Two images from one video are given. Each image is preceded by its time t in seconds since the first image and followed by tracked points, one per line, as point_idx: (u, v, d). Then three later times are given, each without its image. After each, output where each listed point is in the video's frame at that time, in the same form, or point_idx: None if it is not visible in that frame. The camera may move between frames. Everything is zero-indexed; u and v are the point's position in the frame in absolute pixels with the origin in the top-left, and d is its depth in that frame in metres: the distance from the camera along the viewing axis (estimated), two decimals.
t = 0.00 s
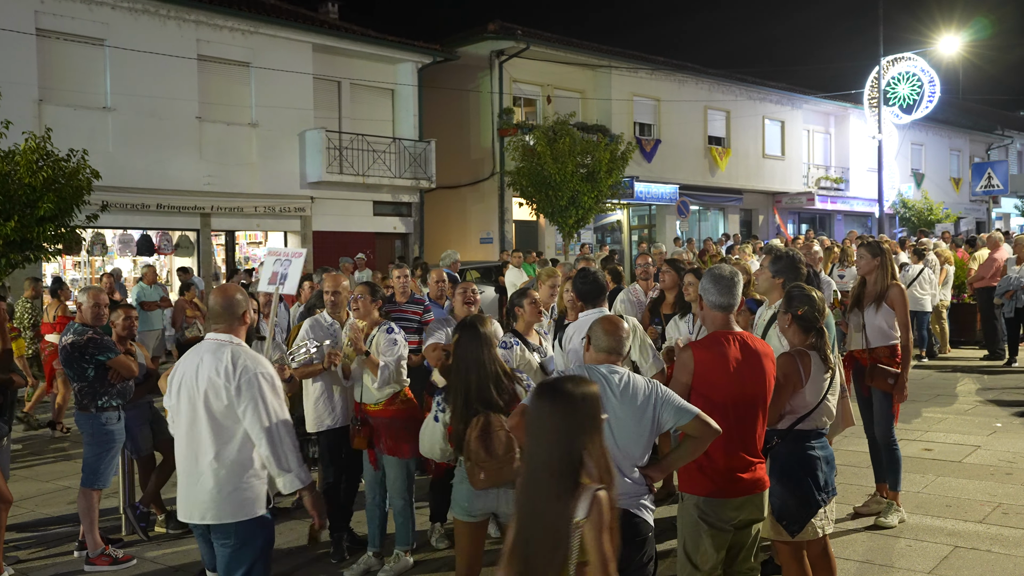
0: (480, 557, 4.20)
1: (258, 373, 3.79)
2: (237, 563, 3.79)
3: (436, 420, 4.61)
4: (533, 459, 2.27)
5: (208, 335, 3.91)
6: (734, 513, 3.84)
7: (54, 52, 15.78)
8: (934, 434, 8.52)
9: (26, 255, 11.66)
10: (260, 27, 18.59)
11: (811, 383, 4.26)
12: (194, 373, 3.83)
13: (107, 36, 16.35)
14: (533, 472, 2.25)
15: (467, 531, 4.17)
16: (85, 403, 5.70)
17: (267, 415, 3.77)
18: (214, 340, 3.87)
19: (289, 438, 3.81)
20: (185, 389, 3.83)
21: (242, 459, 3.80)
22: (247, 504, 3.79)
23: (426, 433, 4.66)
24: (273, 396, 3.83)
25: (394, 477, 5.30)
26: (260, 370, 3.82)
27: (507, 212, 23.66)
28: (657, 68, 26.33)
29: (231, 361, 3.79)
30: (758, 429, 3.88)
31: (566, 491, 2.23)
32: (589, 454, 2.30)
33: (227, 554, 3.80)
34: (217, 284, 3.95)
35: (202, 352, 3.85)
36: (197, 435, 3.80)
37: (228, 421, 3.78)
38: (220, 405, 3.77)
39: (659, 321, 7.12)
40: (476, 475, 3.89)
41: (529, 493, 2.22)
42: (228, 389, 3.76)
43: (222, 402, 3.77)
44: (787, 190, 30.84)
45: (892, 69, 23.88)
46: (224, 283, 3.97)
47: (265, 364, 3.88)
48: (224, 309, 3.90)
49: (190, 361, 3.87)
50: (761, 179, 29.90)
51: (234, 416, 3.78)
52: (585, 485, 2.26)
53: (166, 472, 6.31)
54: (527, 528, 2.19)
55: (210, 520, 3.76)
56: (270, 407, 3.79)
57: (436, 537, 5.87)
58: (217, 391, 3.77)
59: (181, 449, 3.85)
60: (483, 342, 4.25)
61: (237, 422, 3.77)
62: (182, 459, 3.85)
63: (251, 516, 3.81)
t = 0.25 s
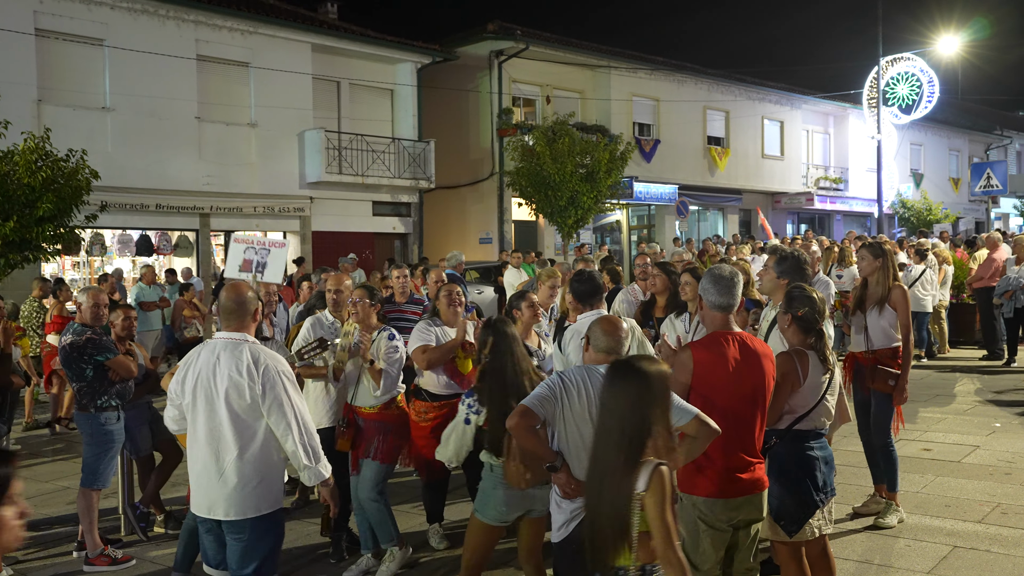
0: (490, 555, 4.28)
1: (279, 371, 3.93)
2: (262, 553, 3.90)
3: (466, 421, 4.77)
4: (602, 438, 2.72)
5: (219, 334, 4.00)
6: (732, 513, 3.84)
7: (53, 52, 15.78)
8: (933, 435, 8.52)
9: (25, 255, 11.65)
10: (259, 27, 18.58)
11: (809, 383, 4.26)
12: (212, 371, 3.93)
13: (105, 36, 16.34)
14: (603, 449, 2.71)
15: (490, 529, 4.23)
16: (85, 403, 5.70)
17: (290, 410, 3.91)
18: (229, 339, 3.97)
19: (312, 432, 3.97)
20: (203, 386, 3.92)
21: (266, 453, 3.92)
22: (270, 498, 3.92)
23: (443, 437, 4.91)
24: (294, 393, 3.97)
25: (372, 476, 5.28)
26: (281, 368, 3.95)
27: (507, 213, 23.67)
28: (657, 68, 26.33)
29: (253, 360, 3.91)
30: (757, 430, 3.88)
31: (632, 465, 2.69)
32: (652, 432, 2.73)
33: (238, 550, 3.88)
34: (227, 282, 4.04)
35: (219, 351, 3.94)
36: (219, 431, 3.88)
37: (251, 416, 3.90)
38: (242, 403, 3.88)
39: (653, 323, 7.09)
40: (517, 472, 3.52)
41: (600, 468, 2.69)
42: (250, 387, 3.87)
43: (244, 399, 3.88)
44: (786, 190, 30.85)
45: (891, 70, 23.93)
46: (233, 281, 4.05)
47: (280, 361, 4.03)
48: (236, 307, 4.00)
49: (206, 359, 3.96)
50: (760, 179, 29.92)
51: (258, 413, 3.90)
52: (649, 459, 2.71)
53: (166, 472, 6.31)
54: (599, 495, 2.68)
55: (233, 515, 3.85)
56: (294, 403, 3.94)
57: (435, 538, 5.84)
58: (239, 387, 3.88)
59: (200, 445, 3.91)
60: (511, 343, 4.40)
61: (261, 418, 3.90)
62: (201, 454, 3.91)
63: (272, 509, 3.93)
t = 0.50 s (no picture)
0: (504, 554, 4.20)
1: (280, 374, 3.91)
2: (280, 545, 3.89)
3: (488, 414, 4.40)
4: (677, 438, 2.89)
5: (232, 334, 4.01)
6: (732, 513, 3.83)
7: (51, 52, 15.76)
8: (932, 435, 8.51)
9: (22, 255, 11.65)
10: (258, 27, 18.56)
11: (807, 382, 4.26)
12: (219, 369, 3.94)
13: (104, 36, 16.32)
14: (682, 449, 2.88)
15: (507, 524, 4.18)
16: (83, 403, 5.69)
17: (289, 413, 3.89)
18: (238, 340, 3.98)
19: (308, 436, 3.96)
20: (210, 384, 3.94)
21: (266, 453, 3.89)
22: (272, 498, 3.86)
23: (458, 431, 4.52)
24: (294, 397, 3.95)
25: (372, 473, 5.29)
26: (283, 370, 3.94)
27: (505, 213, 23.67)
28: (656, 68, 26.34)
29: (256, 361, 3.90)
30: (758, 430, 3.87)
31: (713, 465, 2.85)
32: (729, 434, 2.91)
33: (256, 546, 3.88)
34: (244, 283, 4.06)
35: (226, 350, 3.95)
36: (222, 430, 3.89)
37: (252, 418, 3.89)
38: (245, 403, 3.87)
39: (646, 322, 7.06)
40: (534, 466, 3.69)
41: (681, 465, 2.85)
42: (252, 388, 3.87)
43: (247, 399, 3.87)
44: (785, 191, 30.86)
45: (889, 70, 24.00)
46: (250, 283, 4.08)
47: (287, 363, 4.03)
48: (253, 307, 4.01)
49: (214, 359, 3.97)
50: (759, 179, 29.93)
51: (258, 415, 3.88)
52: (728, 459, 2.89)
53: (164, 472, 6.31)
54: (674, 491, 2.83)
55: (236, 513, 3.83)
56: (293, 406, 3.91)
57: (434, 538, 5.82)
58: (241, 387, 3.87)
59: (204, 444, 3.92)
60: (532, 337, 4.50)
61: (262, 419, 3.87)
62: (205, 453, 3.92)
63: (276, 509, 3.88)
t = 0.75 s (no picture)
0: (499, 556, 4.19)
1: (281, 368, 3.89)
2: (297, 543, 3.94)
3: (491, 412, 4.38)
4: (749, 406, 2.83)
5: (250, 331, 4.04)
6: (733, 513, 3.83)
7: (49, 51, 15.75)
8: (930, 435, 8.51)
9: (21, 255, 11.62)
10: (257, 27, 18.55)
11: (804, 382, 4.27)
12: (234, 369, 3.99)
13: (102, 36, 16.31)
14: (754, 423, 2.80)
15: (502, 525, 4.17)
16: (83, 402, 5.68)
17: (288, 408, 3.87)
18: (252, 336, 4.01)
19: (307, 432, 3.91)
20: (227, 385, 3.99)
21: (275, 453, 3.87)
22: (279, 495, 3.87)
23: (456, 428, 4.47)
24: (297, 392, 3.92)
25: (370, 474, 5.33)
26: (286, 365, 3.92)
27: (504, 213, 23.67)
28: (654, 68, 26.34)
29: (260, 357, 3.91)
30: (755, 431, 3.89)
31: (788, 432, 2.77)
32: (803, 406, 2.83)
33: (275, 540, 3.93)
34: (260, 279, 4.06)
35: (239, 347, 4.01)
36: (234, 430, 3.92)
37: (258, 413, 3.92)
38: (251, 399, 3.91)
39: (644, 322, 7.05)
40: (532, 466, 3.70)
41: (755, 438, 2.77)
42: (257, 383, 3.89)
43: (252, 395, 3.90)
44: (783, 190, 30.86)
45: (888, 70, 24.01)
46: (267, 279, 4.07)
47: (297, 361, 4.01)
48: (266, 304, 4.00)
49: (230, 356, 4.05)
50: (757, 179, 29.93)
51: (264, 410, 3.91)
52: (805, 430, 2.79)
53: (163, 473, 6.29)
54: (747, 462, 2.76)
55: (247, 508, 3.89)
56: (293, 402, 3.89)
57: (433, 538, 5.81)
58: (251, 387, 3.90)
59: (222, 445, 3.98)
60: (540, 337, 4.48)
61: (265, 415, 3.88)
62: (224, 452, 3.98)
63: (288, 506, 3.90)
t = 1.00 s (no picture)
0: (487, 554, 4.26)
1: (291, 368, 4.08)
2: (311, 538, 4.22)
3: (472, 403, 4.38)
4: (803, 410, 3.12)
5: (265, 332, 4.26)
6: (732, 513, 3.84)
7: (48, 51, 15.73)
8: (929, 435, 8.52)
9: (20, 255, 11.60)
10: (256, 27, 18.54)
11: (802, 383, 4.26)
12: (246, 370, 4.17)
13: (101, 36, 16.30)
14: (814, 431, 3.09)
15: (488, 526, 4.21)
16: (84, 402, 5.69)
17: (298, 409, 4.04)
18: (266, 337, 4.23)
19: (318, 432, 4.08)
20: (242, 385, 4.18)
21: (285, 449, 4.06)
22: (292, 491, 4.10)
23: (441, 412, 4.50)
24: (307, 390, 4.10)
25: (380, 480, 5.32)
26: (295, 364, 4.10)
27: (503, 213, 23.67)
28: (653, 68, 26.35)
29: (270, 356, 4.10)
30: (754, 430, 3.88)
31: (843, 431, 3.09)
32: (852, 404, 3.14)
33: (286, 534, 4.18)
34: (272, 281, 4.26)
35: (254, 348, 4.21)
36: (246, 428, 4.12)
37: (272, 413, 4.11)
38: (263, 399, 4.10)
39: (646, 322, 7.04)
40: (513, 466, 3.75)
41: (819, 442, 3.07)
42: (267, 383, 4.07)
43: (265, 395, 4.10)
44: (782, 190, 30.87)
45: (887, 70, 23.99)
46: (279, 280, 4.27)
47: (307, 360, 4.17)
48: (278, 304, 4.21)
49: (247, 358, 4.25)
50: (756, 179, 29.95)
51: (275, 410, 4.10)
52: (857, 428, 3.12)
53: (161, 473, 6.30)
54: (804, 460, 3.08)
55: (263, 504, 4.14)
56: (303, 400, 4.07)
57: (433, 538, 5.81)
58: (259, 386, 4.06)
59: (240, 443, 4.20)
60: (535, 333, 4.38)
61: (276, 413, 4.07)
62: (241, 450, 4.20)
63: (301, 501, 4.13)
